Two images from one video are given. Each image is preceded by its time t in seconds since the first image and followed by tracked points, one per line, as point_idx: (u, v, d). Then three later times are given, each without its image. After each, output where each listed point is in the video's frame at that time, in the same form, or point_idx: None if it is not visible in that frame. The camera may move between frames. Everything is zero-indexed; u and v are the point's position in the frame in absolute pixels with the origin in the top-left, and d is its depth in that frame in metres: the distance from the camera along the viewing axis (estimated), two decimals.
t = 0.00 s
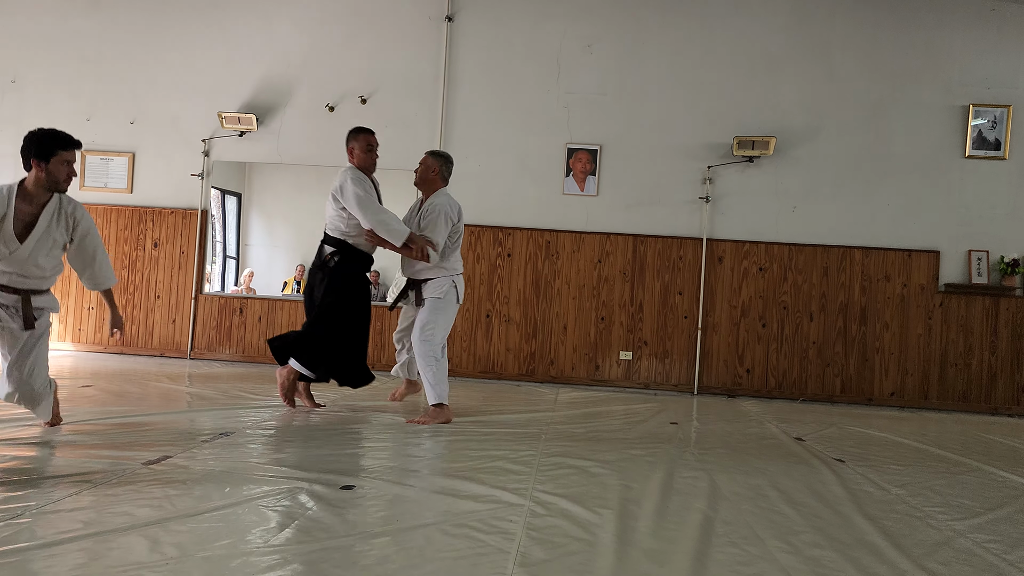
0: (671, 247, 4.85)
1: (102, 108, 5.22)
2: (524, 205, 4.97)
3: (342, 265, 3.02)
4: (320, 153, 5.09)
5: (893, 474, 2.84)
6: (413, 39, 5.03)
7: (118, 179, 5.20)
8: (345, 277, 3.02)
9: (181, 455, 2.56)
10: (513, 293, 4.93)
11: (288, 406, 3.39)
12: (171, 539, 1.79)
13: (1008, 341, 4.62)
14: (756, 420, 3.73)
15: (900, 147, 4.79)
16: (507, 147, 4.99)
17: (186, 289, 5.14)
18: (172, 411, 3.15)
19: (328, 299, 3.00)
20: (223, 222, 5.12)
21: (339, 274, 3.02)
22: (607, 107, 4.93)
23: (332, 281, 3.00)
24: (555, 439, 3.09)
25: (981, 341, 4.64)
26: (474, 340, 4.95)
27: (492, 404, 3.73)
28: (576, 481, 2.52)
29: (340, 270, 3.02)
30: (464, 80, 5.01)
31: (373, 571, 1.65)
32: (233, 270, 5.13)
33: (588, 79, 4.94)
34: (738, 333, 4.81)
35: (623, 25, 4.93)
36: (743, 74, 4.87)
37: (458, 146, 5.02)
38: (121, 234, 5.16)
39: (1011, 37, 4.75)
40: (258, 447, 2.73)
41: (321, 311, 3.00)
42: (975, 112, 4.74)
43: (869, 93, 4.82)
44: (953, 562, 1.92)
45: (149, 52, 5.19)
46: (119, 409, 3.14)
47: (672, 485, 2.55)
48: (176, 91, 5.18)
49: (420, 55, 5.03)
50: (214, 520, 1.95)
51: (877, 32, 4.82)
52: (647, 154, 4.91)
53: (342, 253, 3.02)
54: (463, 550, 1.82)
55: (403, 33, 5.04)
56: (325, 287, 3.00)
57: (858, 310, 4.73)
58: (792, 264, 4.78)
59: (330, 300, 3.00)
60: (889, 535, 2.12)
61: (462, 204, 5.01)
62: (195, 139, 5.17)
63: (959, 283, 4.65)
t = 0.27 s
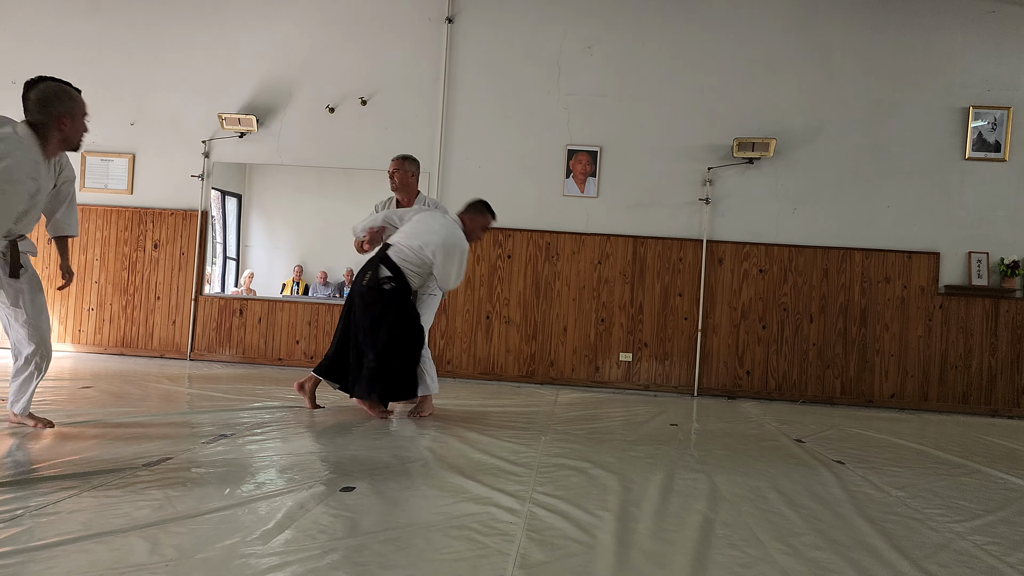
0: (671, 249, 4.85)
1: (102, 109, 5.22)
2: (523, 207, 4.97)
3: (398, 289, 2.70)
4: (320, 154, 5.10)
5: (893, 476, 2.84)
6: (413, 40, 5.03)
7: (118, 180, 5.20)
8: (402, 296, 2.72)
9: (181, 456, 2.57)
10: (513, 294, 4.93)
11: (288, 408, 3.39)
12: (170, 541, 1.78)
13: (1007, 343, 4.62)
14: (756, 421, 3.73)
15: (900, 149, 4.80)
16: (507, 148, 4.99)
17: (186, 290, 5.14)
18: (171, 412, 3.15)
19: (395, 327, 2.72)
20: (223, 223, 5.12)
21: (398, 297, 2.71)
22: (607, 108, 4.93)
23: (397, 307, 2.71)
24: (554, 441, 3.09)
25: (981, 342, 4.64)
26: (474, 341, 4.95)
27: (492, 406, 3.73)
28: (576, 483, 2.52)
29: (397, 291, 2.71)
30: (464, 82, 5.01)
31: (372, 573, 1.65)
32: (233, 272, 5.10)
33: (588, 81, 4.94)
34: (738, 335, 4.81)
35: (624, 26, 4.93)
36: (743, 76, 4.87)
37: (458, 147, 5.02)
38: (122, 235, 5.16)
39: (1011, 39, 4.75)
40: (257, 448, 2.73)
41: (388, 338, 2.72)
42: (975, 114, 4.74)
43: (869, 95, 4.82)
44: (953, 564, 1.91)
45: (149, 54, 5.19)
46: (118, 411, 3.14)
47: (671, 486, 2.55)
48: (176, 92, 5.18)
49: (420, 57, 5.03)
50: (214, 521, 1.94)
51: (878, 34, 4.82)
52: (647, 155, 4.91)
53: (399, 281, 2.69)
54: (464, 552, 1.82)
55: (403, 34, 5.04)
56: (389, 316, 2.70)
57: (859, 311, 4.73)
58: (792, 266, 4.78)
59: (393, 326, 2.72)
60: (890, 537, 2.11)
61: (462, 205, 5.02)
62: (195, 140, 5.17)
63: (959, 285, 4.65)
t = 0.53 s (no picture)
0: (672, 250, 4.85)
1: (103, 110, 5.22)
2: (524, 208, 4.97)
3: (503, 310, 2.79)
4: (321, 156, 5.10)
5: (893, 478, 2.84)
6: (413, 42, 5.04)
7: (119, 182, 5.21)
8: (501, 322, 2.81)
9: (181, 457, 2.57)
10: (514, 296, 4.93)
11: (287, 409, 3.39)
12: (170, 542, 1.78)
13: (1008, 345, 4.62)
14: (756, 423, 3.72)
15: (900, 151, 4.79)
16: (507, 150, 4.99)
17: (186, 291, 5.14)
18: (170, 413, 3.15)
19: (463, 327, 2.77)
20: (223, 225, 5.12)
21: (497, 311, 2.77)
22: (608, 110, 4.94)
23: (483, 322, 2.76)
24: (554, 443, 3.08)
25: (981, 344, 4.64)
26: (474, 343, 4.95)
27: (492, 407, 3.73)
28: (576, 485, 2.52)
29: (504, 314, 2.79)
30: (465, 84, 5.01)
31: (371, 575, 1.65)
32: (233, 273, 5.11)
33: (588, 82, 4.95)
34: (738, 336, 4.81)
35: (624, 28, 4.93)
36: (743, 77, 4.87)
37: (458, 148, 5.02)
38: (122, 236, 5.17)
39: (1012, 41, 4.75)
40: (257, 449, 2.73)
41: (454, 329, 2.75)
42: (976, 116, 4.74)
43: (870, 97, 4.82)
44: (953, 567, 1.91)
45: (150, 55, 5.20)
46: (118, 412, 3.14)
47: (671, 488, 2.55)
48: (176, 94, 5.19)
49: (421, 59, 5.03)
50: (214, 523, 1.94)
51: (878, 36, 4.82)
52: (647, 157, 4.91)
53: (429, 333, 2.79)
54: (463, 554, 1.81)
55: (404, 36, 5.04)
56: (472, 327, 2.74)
57: (859, 313, 4.73)
58: (792, 267, 4.78)
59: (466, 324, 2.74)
60: (890, 540, 2.11)
61: (462, 207, 5.02)
62: (195, 141, 5.17)
63: (959, 287, 4.64)
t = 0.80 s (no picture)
0: (674, 252, 4.85)
1: (105, 112, 5.23)
2: (525, 209, 4.97)
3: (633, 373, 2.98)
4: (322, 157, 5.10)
5: (896, 480, 2.84)
6: (415, 43, 5.04)
7: (121, 183, 5.21)
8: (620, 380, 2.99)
9: (184, 458, 2.57)
10: (515, 297, 4.93)
11: (289, 411, 3.39)
12: (173, 543, 1.79)
13: (1010, 346, 4.61)
14: (758, 425, 3.72)
15: (902, 152, 4.79)
16: (509, 151, 4.99)
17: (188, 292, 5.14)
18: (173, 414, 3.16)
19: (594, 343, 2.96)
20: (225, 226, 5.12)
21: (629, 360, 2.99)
22: (610, 111, 4.94)
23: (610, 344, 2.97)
24: (557, 445, 3.08)
25: (983, 346, 4.63)
26: (476, 344, 4.95)
27: (494, 409, 3.73)
28: (578, 486, 2.52)
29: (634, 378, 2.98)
30: (467, 85, 5.01)
31: None
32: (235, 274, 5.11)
33: (590, 83, 4.95)
34: (740, 338, 4.81)
35: (626, 29, 4.93)
36: (746, 79, 4.87)
37: (460, 150, 5.02)
38: (124, 238, 5.17)
39: (1014, 42, 4.75)
40: (260, 451, 2.73)
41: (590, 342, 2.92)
42: (978, 117, 4.74)
43: (872, 98, 4.82)
44: (955, 568, 1.91)
45: (152, 57, 5.20)
46: (120, 414, 3.14)
47: (673, 490, 2.55)
48: (178, 95, 5.19)
49: (423, 60, 5.03)
50: (217, 524, 1.95)
51: (881, 37, 4.82)
52: (649, 158, 4.91)
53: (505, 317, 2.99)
54: (466, 555, 1.82)
55: (406, 38, 5.05)
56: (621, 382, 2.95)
57: (861, 315, 4.73)
58: (794, 269, 4.78)
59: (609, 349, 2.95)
60: (892, 541, 2.11)
61: (464, 208, 5.02)
62: (197, 143, 5.17)
63: (961, 288, 4.64)
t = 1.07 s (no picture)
0: (676, 254, 4.85)
1: (107, 113, 5.24)
2: (527, 211, 4.97)
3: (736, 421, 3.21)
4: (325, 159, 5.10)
5: (899, 482, 2.83)
6: (418, 45, 5.04)
7: (123, 184, 5.22)
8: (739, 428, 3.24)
9: (185, 460, 2.57)
10: (517, 299, 4.93)
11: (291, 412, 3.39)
12: (175, 544, 1.78)
13: (1012, 348, 4.61)
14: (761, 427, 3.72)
15: (905, 154, 4.79)
16: (511, 153, 4.99)
17: (190, 293, 5.14)
18: (174, 415, 3.16)
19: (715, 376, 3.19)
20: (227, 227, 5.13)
21: (723, 405, 3.23)
22: (612, 113, 4.94)
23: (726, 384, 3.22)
24: (559, 446, 3.08)
25: (985, 348, 4.63)
26: (478, 345, 4.95)
27: (495, 410, 3.73)
28: (580, 488, 2.52)
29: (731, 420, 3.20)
30: (469, 86, 5.02)
31: None
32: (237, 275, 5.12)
33: (592, 85, 4.95)
34: (742, 340, 4.80)
35: (629, 31, 4.93)
36: (748, 81, 4.87)
37: (462, 151, 5.02)
38: (127, 239, 5.17)
39: (1017, 44, 4.75)
40: (262, 452, 2.73)
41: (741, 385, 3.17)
42: (980, 119, 4.73)
43: (874, 100, 4.82)
44: (959, 571, 1.91)
45: (154, 58, 5.21)
46: (122, 415, 3.14)
47: (675, 491, 2.54)
48: (181, 96, 5.19)
49: (425, 62, 5.04)
50: (219, 525, 1.94)
51: (883, 39, 4.82)
52: (651, 160, 4.91)
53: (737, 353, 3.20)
54: (468, 557, 1.81)
55: (409, 40, 5.05)
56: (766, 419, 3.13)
57: (863, 317, 4.72)
58: (796, 271, 4.77)
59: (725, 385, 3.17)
60: (895, 543, 2.11)
61: (465, 210, 5.02)
62: (200, 145, 5.18)
63: (964, 290, 4.64)
